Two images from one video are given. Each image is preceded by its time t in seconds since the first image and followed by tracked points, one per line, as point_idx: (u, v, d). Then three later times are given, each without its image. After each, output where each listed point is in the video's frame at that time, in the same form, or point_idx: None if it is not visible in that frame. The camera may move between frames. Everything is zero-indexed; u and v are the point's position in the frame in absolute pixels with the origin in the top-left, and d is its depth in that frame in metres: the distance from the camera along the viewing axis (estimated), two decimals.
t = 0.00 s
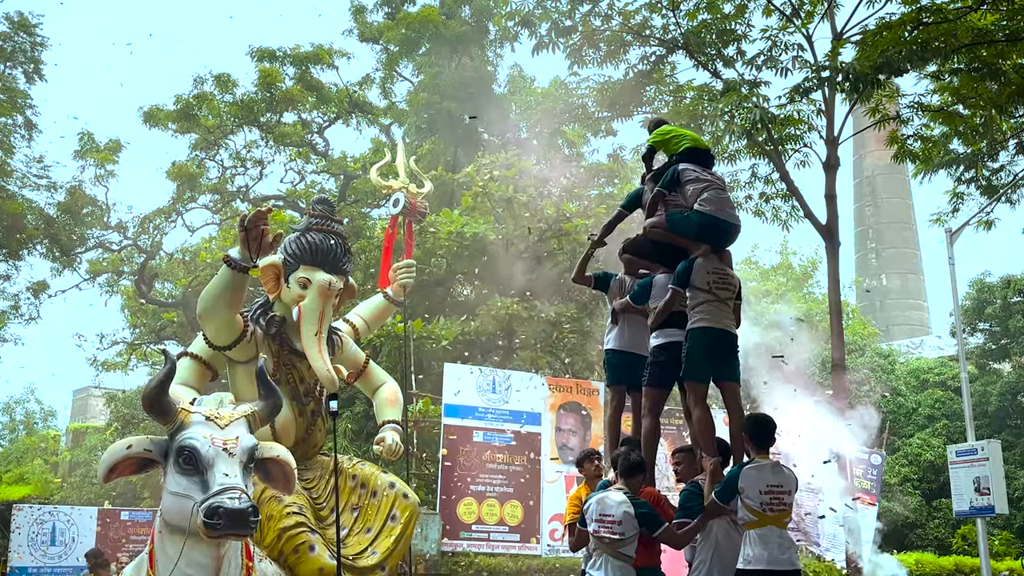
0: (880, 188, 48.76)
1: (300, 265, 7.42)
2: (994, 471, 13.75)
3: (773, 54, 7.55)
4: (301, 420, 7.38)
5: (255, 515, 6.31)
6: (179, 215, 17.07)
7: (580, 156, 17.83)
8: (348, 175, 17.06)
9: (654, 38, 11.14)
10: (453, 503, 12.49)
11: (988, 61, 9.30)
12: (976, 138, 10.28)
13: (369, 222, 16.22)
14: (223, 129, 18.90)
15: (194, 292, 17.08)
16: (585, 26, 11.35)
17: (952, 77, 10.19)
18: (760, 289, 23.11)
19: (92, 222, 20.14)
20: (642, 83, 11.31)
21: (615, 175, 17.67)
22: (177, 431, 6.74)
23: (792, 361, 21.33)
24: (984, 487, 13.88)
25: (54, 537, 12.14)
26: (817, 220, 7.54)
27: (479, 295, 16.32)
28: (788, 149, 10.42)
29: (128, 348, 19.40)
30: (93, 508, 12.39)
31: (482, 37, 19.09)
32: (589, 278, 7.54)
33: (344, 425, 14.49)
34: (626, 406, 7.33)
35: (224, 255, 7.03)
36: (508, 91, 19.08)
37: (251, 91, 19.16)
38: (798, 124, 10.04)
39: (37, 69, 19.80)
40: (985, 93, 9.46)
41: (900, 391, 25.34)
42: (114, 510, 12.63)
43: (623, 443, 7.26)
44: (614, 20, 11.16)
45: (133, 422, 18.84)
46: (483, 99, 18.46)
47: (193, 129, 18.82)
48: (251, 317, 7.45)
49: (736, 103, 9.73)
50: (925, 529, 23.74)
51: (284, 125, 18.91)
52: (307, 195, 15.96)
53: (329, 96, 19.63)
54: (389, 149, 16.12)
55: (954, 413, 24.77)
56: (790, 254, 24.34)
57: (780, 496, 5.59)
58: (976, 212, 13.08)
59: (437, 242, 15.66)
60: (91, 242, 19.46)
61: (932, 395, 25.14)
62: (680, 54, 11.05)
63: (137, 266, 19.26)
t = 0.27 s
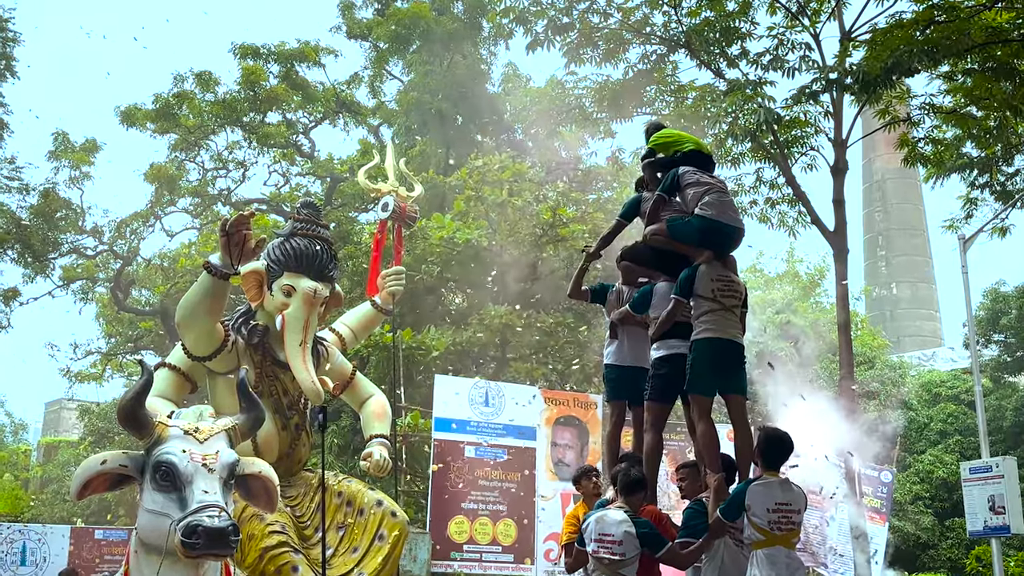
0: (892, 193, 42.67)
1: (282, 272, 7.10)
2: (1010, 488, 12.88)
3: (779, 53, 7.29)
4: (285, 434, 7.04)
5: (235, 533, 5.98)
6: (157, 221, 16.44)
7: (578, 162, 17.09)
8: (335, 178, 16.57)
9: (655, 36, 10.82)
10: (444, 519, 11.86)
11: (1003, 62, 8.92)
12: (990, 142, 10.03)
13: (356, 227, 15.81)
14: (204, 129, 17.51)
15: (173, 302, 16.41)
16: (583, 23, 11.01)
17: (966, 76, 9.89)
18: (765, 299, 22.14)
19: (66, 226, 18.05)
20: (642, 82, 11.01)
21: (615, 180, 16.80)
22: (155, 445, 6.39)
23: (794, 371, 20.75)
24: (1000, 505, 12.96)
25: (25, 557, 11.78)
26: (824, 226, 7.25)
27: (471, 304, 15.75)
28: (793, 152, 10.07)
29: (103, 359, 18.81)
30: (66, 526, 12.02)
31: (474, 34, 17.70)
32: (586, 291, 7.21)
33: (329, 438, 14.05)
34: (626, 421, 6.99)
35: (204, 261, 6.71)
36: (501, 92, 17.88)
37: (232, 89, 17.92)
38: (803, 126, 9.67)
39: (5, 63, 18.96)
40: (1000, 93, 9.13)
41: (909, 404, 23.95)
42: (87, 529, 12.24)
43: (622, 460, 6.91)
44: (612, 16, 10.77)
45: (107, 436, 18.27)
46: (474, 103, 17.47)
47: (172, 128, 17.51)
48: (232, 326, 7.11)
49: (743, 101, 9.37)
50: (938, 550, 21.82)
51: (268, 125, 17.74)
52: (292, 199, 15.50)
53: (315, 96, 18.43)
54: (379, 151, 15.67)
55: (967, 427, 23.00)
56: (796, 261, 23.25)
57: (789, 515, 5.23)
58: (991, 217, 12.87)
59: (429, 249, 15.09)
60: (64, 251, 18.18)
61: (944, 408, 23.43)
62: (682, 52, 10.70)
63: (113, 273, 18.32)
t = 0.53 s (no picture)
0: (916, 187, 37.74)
1: (270, 280, 6.82)
2: None
3: (787, 55, 7.16)
4: (272, 448, 6.73)
5: (219, 552, 5.68)
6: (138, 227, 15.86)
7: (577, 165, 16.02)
8: (325, 183, 15.97)
9: (658, 35, 10.61)
10: (437, 538, 11.51)
11: (1019, 62, 8.65)
12: (1007, 146, 9.71)
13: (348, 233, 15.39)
14: (189, 131, 16.61)
15: (156, 309, 15.74)
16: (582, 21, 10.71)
17: (981, 79, 9.62)
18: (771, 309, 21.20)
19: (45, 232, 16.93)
20: (644, 83, 10.73)
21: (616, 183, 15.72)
22: (136, 460, 6.06)
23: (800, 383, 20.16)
24: (1017, 523, 12.61)
25: None
26: (832, 232, 7.02)
27: (466, 314, 14.82)
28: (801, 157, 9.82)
29: (81, 370, 18.27)
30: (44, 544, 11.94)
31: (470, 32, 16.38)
32: (585, 301, 6.95)
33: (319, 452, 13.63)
34: (626, 436, 6.72)
35: (189, 267, 6.43)
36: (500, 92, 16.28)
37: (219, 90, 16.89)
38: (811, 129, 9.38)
39: None
40: (1017, 95, 8.85)
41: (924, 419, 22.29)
42: (65, 548, 12.12)
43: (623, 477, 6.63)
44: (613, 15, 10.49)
45: (86, 449, 17.77)
46: (472, 104, 16.26)
47: (156, 131, 16.69)
48: (217, 335, 6.83)
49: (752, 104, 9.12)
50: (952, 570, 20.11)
51: (256, 127, 16.63)
52: (280, 204, 15.14)
53: (304, 96, 17.27)
54: (370, 153, 15.25)
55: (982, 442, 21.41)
56: (804, 270, 22.36)
57: (802, 535, 4.95)
58: (1007, 222, 12.62)
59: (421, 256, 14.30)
60: (42, 258, 17.08)
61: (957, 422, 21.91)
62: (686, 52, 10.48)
63: (93, 280, 17.29)
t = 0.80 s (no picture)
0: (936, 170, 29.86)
1: (261, 288, 6.54)
2: None
3: (798, 57, 7.12)
4: (262, 465, 6.46)
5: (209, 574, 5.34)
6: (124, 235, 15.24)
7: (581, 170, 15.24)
8: (318, 188, 15.51)
9: (664, 34, 10.29)
10: (434, 558, 11.04)
11: None
12: None
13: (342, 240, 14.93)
14: (178, 134, 15.98)
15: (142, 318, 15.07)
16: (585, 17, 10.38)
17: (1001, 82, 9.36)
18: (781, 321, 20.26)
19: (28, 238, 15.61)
20: (649, 85, 10.42)
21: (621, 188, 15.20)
22: (120, 476, 5.64)
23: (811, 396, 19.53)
24: None
25: None
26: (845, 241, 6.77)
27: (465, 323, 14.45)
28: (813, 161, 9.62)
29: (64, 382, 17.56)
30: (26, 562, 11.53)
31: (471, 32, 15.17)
32: (588, 306, 6.63)
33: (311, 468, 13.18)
34: (630, 452, 6.44)
35: (176, 275, 6.17)
36: (500, 95, 15.65)
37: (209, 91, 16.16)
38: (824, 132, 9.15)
39: None
40: None
41: (942, 435, 21.27)
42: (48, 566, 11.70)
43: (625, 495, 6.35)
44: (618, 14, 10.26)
45: (69, 465, 17.15)
46: (474, 105, 15.08)
47: (143, 134, 15.98)
48: (205, 346, 6.55)
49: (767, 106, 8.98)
50: None
51: (246, 129, 15.76)
52: (271, 210, 14.83)
53: (297, 97, 16.53)
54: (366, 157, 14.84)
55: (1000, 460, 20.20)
56: (817, 280, 21.60)
57: (817, 557, 4.66)
58: None
59: (420, 265, 13.74)
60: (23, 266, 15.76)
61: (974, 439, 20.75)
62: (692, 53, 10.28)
63: (77, 288, 16.37)
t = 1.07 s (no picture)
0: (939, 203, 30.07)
1: (259, 299, 6.38)
2: None
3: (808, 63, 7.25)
4: (260, 480, 6.29)
5: None
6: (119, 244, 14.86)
7: (588, 176, 14.80)
8: (317, 196, 15.06)
9: (673, 39, 10.12)
10: None
11: None
12: None
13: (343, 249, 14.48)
14: (175, 140, 15.63)
15: (136, 328, 14.61)
16: (593, 20, 10.23)
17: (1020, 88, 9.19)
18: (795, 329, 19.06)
19: (21, 248, 14.95)
20: (659, 90, 10.33)
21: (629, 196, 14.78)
22: (115, 492, 5.34)
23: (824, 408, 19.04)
24: None
25: None
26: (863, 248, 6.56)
27: (468, 334, 13.98)
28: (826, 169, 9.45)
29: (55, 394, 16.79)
30: None
31: (475, 36, 14.47)
32: (594, 318, 6.48)
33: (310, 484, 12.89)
34: (637, 467, 6.24)
35: (172, 285, 6.02)
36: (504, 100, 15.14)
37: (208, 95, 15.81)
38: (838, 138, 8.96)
39: None
40: None
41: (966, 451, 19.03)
42: None
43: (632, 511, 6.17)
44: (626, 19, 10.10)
45: (60, 480, 16.32)
46: (478, 112, 14.51)
47: (138, 140, 15.65)
48: (202, 357, 6.38)
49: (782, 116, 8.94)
50: None
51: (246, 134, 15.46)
52: (268, 218, 14.78)
53: (297, 102, 16.11)
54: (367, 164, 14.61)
55: None
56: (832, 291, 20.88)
57: None
58: None
59: (421, 273, 13.20)
60: (16, 276, 15.18)
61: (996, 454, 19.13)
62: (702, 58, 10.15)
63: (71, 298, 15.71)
